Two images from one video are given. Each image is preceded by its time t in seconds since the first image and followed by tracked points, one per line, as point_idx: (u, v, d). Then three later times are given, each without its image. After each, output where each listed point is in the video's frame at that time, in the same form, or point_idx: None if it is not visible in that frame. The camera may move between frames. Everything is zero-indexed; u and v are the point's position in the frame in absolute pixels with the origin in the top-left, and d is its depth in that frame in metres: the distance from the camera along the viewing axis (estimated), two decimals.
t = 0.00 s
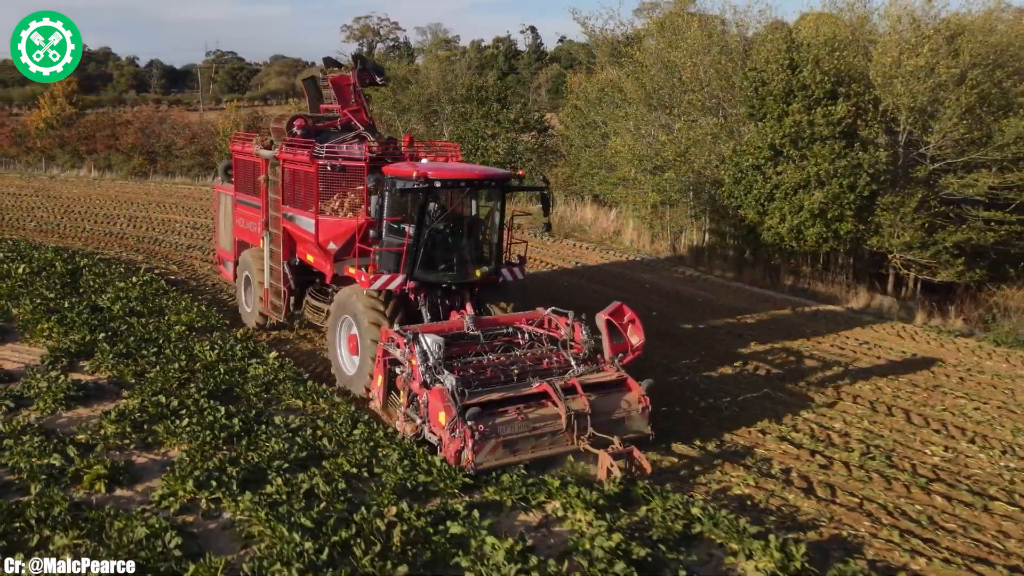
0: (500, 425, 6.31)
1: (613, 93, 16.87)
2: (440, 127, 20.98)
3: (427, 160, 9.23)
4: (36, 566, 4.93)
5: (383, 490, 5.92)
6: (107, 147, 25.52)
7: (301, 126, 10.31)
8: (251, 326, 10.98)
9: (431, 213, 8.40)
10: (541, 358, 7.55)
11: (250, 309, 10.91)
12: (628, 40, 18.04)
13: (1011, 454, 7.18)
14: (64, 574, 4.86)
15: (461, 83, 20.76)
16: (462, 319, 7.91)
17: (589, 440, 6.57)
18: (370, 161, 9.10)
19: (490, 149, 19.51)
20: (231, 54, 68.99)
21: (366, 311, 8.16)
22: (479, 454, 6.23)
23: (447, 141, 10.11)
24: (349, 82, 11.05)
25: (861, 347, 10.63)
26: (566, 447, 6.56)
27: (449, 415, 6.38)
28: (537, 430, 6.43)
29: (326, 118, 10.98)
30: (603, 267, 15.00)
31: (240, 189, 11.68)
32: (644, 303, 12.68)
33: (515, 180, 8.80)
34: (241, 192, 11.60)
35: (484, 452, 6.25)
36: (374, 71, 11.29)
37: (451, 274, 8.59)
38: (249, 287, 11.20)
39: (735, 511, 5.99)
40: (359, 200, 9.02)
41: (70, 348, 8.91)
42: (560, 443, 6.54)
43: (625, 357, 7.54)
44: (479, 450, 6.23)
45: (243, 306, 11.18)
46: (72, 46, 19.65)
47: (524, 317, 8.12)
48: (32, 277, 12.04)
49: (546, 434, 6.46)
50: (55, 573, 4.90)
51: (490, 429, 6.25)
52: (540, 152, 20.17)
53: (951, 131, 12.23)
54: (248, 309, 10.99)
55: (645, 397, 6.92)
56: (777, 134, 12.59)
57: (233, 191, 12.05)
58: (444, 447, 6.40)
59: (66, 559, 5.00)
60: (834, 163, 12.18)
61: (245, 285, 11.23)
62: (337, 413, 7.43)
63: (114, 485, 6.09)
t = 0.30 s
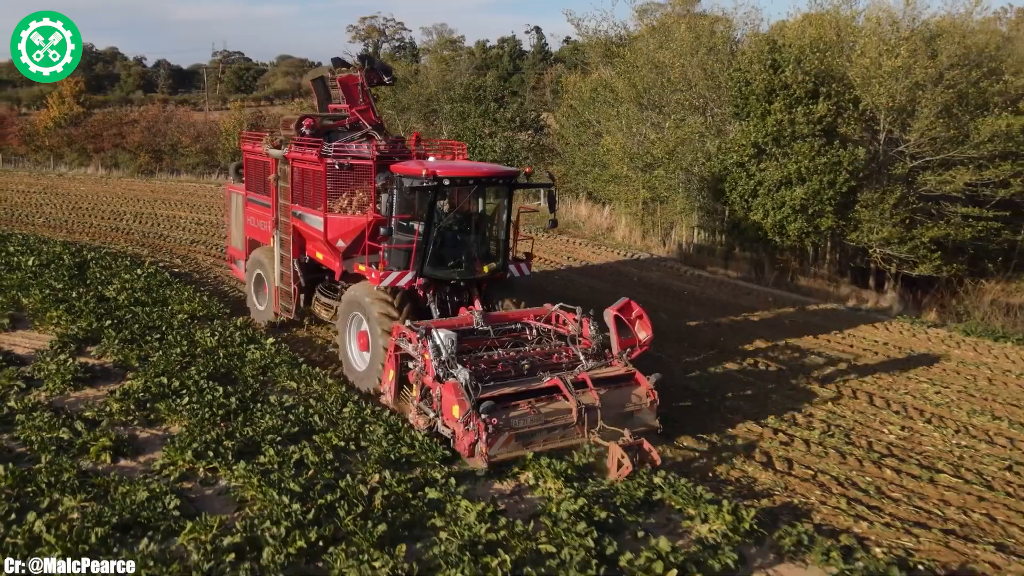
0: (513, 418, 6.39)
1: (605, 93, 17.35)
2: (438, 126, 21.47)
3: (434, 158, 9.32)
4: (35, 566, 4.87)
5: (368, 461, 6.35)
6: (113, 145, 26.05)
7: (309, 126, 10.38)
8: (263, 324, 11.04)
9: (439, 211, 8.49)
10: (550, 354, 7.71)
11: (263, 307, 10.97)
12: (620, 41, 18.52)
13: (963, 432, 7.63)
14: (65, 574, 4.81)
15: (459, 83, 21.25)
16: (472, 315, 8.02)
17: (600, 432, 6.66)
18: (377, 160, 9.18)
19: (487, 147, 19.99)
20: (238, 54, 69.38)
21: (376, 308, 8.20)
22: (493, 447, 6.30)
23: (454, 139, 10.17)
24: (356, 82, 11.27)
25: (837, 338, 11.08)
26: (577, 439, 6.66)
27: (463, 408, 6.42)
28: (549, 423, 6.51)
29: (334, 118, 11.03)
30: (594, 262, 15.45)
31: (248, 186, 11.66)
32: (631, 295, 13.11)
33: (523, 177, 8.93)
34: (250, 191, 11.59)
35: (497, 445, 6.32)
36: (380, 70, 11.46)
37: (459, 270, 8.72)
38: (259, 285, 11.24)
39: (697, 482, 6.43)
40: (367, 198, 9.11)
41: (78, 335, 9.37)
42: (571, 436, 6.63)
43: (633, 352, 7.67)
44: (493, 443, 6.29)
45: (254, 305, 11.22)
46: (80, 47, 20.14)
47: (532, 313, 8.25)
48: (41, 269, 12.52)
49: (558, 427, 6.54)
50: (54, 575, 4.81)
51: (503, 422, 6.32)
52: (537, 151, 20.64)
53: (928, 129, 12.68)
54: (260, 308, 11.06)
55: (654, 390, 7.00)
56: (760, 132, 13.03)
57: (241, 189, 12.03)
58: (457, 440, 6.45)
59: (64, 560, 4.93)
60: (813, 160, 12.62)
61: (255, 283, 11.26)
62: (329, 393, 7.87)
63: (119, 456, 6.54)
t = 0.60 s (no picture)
0: (525, 407, 6.57)
1: (597, 92, 17.87)
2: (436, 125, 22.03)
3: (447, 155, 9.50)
4: (36, 566, 4.82)
5: (360, 432, 6.82)
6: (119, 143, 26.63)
7: (326, 123, 10.33)
8: (282, 321, 11.35)
9: (453, 207, 8.72)
10: (561, 346, 7.94)
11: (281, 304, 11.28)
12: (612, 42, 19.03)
13: (922, 410, 8.11)
14: (67, 574, 4.78)
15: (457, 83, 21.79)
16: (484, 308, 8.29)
17: (608, 423, 6.87)
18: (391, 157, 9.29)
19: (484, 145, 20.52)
20: (242, 54, 69.95)
21: (392, 302, 8.49)
22: (505, 435, 6.47)
23: (467, 138, 10.23)
24: (373, 80, 11.21)
25: (814, 328, 11.56)
26: (586, 430, 6.83)
27: (475, 397, 6.61)
28: (559, 413, 6.68)
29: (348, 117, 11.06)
30: (586, 256, 15.93)
31: (267, 184, 11.89)
32: (619, 287, 13.60)
33: (533, 174, 9.17)
34: (268, 188, 11.82)
35: (509, 432, 6.49)
36: (398, 69, 11.51)
37: (472, 265, 8.98)
38: (277, 281, 11.53)
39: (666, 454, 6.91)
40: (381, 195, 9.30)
41: (88, 321, 9.87)
42: (581, 426, 6.81)
43: (642, 346, 7.87)
44: (505, 431, 6.47)
45: (273, 301, 11.51)
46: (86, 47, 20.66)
47: (543, 307, 8.51)
48: (52, 260, 13.04)
49: (567, 417, 6.72)
50: (55, 574, 4.78)
51: (515, 411, 6.50)
52: (532, 149, 21.17)
53: (906, 126, 13.15)
54: (279, 304, 11.35)
55: (661, 382, 7.20)
56: (743, 129, 13.50)
57: (260, 187, 12.27)
58: (469, 428, 6.62)
59: (65, 560, 4.88)
60: (795, 156, 13.08)
61: (274, 279, 11.55)
62: (326, 374, 8.35)
63: (127, 428, 7.03)
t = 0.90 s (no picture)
0: (535, 397, 6.76)
1: (590, 91, 18.39)
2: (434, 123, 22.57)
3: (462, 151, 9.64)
4: (36, 565, 4.82)
5: (357, 407, 7.32)
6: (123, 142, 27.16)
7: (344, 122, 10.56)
8: (299, 313, 11.64)
9: (467, 203, 8.85)
10: (572, 339, 8.08)
11: (298, 297, 11.57)
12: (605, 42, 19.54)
13: (886, 390, 8.63)
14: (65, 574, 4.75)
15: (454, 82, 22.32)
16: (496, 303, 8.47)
17: (617, 413, 7.03)
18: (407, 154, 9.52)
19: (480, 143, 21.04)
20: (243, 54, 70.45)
21: (405, 296, 8.74)
22: (515, 424, 6.67)
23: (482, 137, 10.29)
24: (392, 80, 11.20)
25: (793, 317, 12.07)
26: (595, 420, 7.01)
27: (487, 386, 6.83)
28: (568, 403, 6.86)
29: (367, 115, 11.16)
30: (578, 250, 16.43)
31: (288, 180, 12.09)
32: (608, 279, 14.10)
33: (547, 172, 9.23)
34: (289, 184, 12.01)
35: (519, 421, 6.70)
36: (416, 68, 11.46)
37: (484, 260, 9.13)
38: (294, 275, 11.85)
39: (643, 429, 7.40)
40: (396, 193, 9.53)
41: (100, 309, 10.37)
42: (590, 416, 6.98)
43: (650, 339, 8.01)
44: (515, 420, 6.67)
45: (290, 294, 11.84)
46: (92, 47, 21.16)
47: (554, 302, 8.62)
48: (63, 253, 13.55)
49: (576, 407, 6.90)
50: (55, 574, 4.77)
51: (525, 400, 6.69)
52: (528, 146, 21.69)
53: (885, 123, 13.65)
54: (296, 297, 11.67)
55: (670, 374, 7.32)
56: (728, 126, 14.02)
57: (281, 182, 12.46)
58: (482, 417, 6.87)
59: (66, 559, 4.86)
60: (778, 152, 13.57)
61: (290, 273, 11.87)
62: (325, 356, 8.86)
63: (140, 403, 7.53)
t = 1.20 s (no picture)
0: (550, 380, 7.01)
1: (583, 87, 18.90)
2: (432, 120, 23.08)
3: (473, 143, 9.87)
4: (36, 566, 4.66)
5: (355, 379, 7.79)
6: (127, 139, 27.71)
7: (357, 116, 10.72)
8: (316, 303, 11.84)
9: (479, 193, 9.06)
10: (583, 325, 8.27)
11: (314, 287, 11.77)
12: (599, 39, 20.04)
13: (857, 368, 9.10)
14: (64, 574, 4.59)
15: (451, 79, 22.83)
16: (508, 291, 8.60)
17: (628, 396, 7.28)
18: (417, 147, 9.60)
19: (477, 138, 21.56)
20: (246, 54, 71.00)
21: (419, 285, 8.93)
22: (531, 406, 6.94)
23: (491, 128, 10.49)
24: (403, 74, 11.43)
25: (775, 304, 12.54)
26: (607, 403, 7.25)
27: (502, 370, 7.07)
28: (582, 386, 7.11)
29: (379, 109, 11.41)
30: (571, 242, 16.91)
31: (303, 173, 12.34)
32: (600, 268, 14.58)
33: (555, 162, 9.50)
34: (304, 177, 12.28)
35: (535, 404, 6.96)
36: (427, 62, 11.70)
37: (496, 250, 9.43)
38: (310, 266, 12.00)
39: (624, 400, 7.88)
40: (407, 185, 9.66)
41: (110, 293, 10.85)
42: (603, 399, 7.22)
43: (660, 325, 8.26)
44: (530, 402, 6.94)
45: (305, 285, 12.00)
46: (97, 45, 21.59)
47: (565, 290, 8.82)
48: (73, 243, 14.04)
49: (590, 390, 7.14)
50: (54, 574, 4.61)
51: (540, 383, 6.96)
52: (524, 142, 22.20)
53: (866, 117, 14.13)
54: (311, 288, 11.85)
55: (679, 358, 7.59)
56: (715, 120, 14.47)
57: (296, 175, 12.71)
58: (497, 400, 7.12)
59: (65, 559, 4.71)
60: (764, 145, 14.04)
61: (306, 264, 12.04)
62: (325, 335, 9.34)
63: (151, 375, 8.00)
